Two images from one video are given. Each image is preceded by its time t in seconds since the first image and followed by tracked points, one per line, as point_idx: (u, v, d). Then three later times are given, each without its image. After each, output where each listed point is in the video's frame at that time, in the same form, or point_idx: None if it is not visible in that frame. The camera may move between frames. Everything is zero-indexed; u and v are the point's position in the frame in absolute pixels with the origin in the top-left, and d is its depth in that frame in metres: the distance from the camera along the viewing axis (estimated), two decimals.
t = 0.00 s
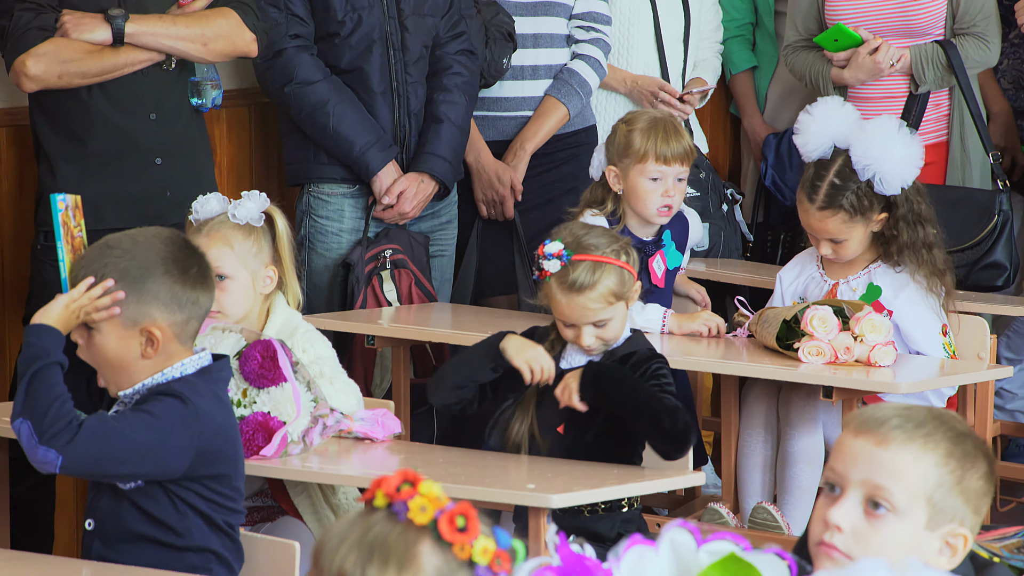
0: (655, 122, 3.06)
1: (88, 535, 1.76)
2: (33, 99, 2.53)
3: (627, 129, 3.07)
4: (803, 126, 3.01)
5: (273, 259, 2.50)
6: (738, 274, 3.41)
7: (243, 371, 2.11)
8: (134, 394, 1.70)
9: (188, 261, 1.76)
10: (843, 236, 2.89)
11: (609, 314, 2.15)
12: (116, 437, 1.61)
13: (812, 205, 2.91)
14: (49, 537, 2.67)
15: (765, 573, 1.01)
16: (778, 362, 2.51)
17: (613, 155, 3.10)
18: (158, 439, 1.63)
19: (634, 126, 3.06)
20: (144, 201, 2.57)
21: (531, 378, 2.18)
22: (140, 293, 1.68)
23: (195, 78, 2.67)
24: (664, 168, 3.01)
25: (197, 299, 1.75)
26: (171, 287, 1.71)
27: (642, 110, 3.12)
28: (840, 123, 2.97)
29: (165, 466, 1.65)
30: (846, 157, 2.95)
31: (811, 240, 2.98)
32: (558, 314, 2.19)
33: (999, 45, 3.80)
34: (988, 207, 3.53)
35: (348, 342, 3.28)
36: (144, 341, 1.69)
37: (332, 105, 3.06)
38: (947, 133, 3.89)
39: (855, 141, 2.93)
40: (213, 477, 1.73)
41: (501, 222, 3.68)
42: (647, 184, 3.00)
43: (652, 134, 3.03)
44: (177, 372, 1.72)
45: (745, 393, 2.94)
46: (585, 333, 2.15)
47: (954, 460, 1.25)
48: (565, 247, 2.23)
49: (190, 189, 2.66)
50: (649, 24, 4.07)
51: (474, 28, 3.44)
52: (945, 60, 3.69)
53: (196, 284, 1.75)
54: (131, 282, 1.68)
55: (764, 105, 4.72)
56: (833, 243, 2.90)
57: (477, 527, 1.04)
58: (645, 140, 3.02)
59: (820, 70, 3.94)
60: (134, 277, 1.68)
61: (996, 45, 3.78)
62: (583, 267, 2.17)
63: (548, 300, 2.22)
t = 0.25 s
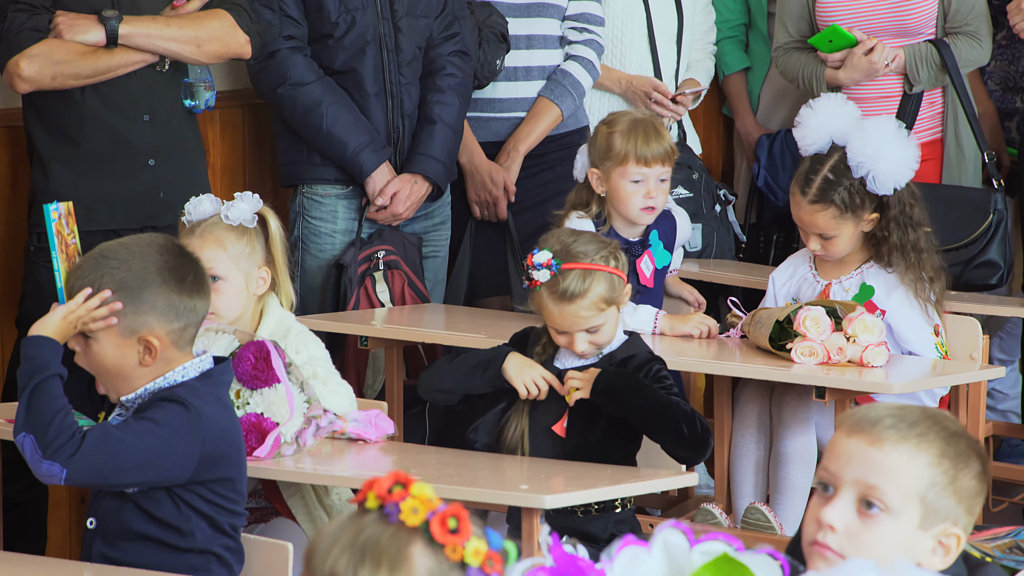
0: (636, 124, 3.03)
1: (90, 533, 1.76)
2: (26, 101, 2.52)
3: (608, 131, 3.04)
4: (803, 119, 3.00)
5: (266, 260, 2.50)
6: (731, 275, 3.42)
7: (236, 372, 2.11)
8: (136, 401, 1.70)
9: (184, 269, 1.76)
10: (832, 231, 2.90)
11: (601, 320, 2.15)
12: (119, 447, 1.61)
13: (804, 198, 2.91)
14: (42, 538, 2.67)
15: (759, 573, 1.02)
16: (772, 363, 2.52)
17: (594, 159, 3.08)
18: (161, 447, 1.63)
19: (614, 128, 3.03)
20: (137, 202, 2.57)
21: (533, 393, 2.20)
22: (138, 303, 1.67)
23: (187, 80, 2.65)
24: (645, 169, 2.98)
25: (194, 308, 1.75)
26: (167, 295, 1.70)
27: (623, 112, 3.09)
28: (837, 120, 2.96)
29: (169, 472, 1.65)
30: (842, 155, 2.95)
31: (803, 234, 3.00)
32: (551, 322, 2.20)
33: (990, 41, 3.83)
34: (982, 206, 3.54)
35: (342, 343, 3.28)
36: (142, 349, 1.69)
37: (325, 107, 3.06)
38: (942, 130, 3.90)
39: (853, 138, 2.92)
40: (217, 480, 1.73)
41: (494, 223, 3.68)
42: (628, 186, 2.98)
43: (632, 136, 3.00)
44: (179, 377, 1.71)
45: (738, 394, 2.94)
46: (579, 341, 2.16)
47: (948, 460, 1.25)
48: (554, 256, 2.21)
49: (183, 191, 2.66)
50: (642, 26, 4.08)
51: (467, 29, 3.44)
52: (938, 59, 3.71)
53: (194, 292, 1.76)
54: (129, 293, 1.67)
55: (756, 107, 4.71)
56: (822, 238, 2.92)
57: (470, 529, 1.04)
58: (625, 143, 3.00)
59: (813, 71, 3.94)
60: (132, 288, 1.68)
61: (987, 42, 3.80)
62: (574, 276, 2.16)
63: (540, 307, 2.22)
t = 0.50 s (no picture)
0: (592, 119, 2.98)
1: (81, 535, 1.75)
2: (15, 102, 2.51)
3: (566, 130, 3.00)
4: (784, 126, 3.04)
5: (256, 260, 2.49)
6: (721, 275, 3.42)
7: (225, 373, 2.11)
8: (126, 401, 1.69)
9: (180, 269, 1.76)
10: (831, 232, 2.91)
11: (592, 320, 2.16)
12: (108, 445, 1.61)
13: (800, 201, 2.92)
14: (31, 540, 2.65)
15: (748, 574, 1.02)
16: (761, 363, 2.53)
17: (556, 157, 3.03)
18: (151, 445, 1.63)
19: (571, 125, 2.99)
20: (126, 203, 2.56)
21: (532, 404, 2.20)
22: (132, 300, 1.67)
23: (178, 82, 2.65)
24: (609, 162, 2.93)
25: (188, 308, 1.75)
26: (161, 295, 1.70)
27: (579, 108, 3.04)
28: (818, 121, 3.01)
29: (158, 470, 1.65)
30: (829, 154, 2.98)
31: (796, 233, 3.01)
32: (541, 324, 2.20)
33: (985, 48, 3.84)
34: (972, 211, 3.55)
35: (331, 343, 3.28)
36: (134, 347, 1.68)
37: (315, 108, 3.05)
38: (934, 137, 3.91)
39: (838, 136, 2.96)
40: (208, 480, 1.73)
41: (484, 224, 3.68)
42: (592, 181, 2.93)
43: (589, 132, 2.96)
44: (169, 377, 1.70)
45: (727, 394, 2.95)
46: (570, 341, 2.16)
47: (936, 459, 1.26)
48: (544, 257, 2.22)
49: (173, 192, 2.65)
50: (632, 27, 4.09)
51: (457, 30, 3.44)
52: (932, 61, 3.75)
53: (188, 293, 1.76)
54: (123, 290, 1.67)
55: (745, 108, 4.73)
56: (821, 239, 2.92)
57: (461, 530, 1.03)
58: (583, 139, 2.96)
59: (807, 72, 3.95)
60: (127, 285, 1.67)
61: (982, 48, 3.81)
62: (564, 277, 2.18)
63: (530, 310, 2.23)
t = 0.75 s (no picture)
0: (546, 96, 2.90)
1: (69, 535, 1.75)
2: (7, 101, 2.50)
3: (520, 107, 2.93)
4: (772, 129, 3.03)
5: (248, 259, 2.49)
6: (713, 275, 3.43)
7: (218, 373, 2.10)
8: (111, 398, 1.69)
9: (155, 268, 1.75)
10: (828, 232, 2.92)
11: (591, 329, 2.18)
12: (91, 444, 1.61)
13: (795, 203, 2.92)
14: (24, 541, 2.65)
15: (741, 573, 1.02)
16: (753, 363, 2.53)
17: (513, 136, 2.98)
18: (133, 442, 1.63)
19: (525, 103, 2.92)
20: (119, 202, 2.55)
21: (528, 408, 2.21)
22: (108, 299, 1.67)
23: (170, 81, 2.65)
24: (568, 139, 2.88)
25: (165, 306, 1.73)
26: (138, 293, 1.69)
27: (533, 83, 2.96)
28: (805, 121, 3.01)
29: (142, 467, 1.64)
30: (819, 153, 2.99)
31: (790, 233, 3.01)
32: (539, 334, 2.21)
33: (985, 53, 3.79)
34: (964, 216, 3.56)
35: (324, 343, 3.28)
36: (112, 347, 1.68)
37: (307, 107, 3.05)
38: (926, 140, 3.93)
39: (827, 135, 2.97)
40: (194, 476, 1.73)
41: (476, 223, 3.68)
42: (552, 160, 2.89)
43: (544, 108, 2.89)
44: (151, 375, 1.70)
45: (719, 394, 2.96)
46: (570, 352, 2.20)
47: (928, 459, 1.27)
48: (544, 270, 2.21)
49: (165, 191, 2.65)
50: (624, 26, 4.09)
51: (449, 30, 3.44)
52: (927, 66, 3.72)
53: (163, 291, 1.74)
54: (99, 289, 1.67)
55: (739, 106, 4.77)
56: (818, 240, 2.93)
57: (454, 530, 1.03)
58: (539, 117, 2.89)
59: (806, 69, 3.98)
60: (103, 284, 1.67)
61: (982, 53, 3.76)
62: (567, 289, 2.17)
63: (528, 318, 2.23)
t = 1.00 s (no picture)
0: (515, 104, 2.88)
1: (57, 538, 1.75)
2: None
3: (491, 119, 2.93)
4: (768, 130, 3.04)
5: (240, 260, 2.48)
6: (707, 275, 3.43)
7: (211, 374, 2.10)
8: (93, 400, 1.69)
9: (133, 268, 1.77)
10: (823, 235, 2.92)
11: (586, 330, 2.18)
12: (74, 446, 1.60)
13: (790, 206, 2.93)
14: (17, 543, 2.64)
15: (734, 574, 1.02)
16: (747, 363, 2.54)
17: (488, 149, 2.95)
18: (117, 443, 1.62)
19: (496, 115, 2.91)
20: (112, 203, 2.55)
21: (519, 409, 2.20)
22: (87, 300, 1.68)
23: (163, 81, 2.64)
24: (543, 144, 2.84)
25: (144, 306, 1.75)
26: (117, 294, 1.71)
27: (499, 94, 2.95)
28: (802, 124, 3.02)
29: (128, 468, 1.64)
30: (814, 156, 3.00)
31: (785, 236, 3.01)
32: (534, 336, 2.22)
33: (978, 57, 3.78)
34: (953, 219, 3.56)
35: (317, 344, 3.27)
36: (92, 349, 1.69)
37: (300, 108, 3.05)
38: (919, 141, 3.93)
39: (824, 138, 2.98)
40: (179, 475, 1.73)
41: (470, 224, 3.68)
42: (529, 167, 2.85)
43: (515, 117, 2.86)
44: (134, 375, 1.71)
45: (713, 394, 2.96)
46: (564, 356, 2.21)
47: (920, 460, 1.27)
48: (536, 275, 2.20)
49: (159, 192, 2.64)
50: (618, 27, 4.10)
51: (442, 31, 3.44)
52: (918, 67, 3.74)
53: (142, 291, 1.76)
54: (78, 290, 1.68)
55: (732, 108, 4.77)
56: (812, 242, 2.93)
57: (448, 531, 1.03)
58: (511, 126, 2.86)
59: (798, 66, 4.00)
60: (82, 285, 1.69)
61: (974, 58, 3.76)
62: (561, 292, 2.16)
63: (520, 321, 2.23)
